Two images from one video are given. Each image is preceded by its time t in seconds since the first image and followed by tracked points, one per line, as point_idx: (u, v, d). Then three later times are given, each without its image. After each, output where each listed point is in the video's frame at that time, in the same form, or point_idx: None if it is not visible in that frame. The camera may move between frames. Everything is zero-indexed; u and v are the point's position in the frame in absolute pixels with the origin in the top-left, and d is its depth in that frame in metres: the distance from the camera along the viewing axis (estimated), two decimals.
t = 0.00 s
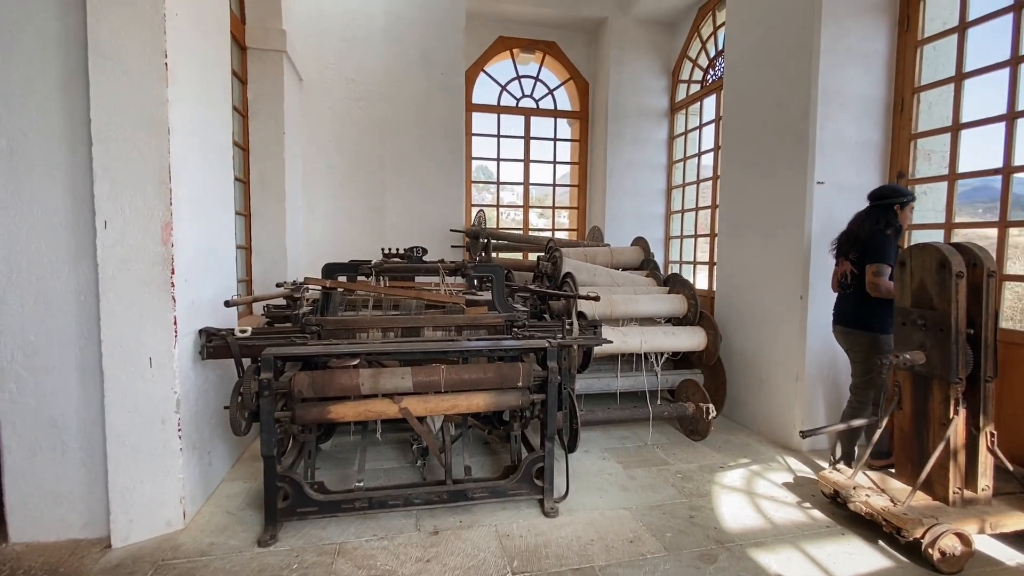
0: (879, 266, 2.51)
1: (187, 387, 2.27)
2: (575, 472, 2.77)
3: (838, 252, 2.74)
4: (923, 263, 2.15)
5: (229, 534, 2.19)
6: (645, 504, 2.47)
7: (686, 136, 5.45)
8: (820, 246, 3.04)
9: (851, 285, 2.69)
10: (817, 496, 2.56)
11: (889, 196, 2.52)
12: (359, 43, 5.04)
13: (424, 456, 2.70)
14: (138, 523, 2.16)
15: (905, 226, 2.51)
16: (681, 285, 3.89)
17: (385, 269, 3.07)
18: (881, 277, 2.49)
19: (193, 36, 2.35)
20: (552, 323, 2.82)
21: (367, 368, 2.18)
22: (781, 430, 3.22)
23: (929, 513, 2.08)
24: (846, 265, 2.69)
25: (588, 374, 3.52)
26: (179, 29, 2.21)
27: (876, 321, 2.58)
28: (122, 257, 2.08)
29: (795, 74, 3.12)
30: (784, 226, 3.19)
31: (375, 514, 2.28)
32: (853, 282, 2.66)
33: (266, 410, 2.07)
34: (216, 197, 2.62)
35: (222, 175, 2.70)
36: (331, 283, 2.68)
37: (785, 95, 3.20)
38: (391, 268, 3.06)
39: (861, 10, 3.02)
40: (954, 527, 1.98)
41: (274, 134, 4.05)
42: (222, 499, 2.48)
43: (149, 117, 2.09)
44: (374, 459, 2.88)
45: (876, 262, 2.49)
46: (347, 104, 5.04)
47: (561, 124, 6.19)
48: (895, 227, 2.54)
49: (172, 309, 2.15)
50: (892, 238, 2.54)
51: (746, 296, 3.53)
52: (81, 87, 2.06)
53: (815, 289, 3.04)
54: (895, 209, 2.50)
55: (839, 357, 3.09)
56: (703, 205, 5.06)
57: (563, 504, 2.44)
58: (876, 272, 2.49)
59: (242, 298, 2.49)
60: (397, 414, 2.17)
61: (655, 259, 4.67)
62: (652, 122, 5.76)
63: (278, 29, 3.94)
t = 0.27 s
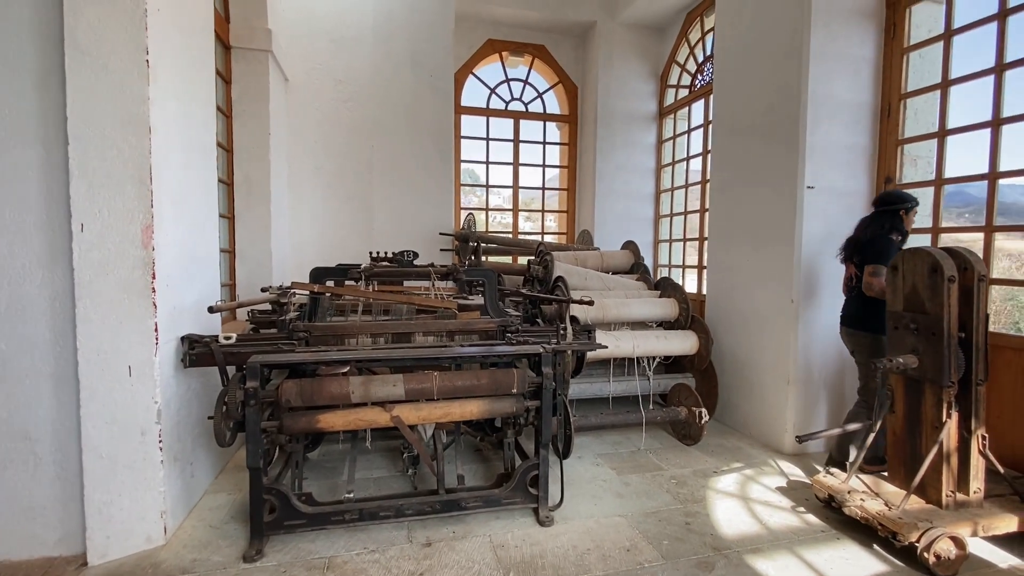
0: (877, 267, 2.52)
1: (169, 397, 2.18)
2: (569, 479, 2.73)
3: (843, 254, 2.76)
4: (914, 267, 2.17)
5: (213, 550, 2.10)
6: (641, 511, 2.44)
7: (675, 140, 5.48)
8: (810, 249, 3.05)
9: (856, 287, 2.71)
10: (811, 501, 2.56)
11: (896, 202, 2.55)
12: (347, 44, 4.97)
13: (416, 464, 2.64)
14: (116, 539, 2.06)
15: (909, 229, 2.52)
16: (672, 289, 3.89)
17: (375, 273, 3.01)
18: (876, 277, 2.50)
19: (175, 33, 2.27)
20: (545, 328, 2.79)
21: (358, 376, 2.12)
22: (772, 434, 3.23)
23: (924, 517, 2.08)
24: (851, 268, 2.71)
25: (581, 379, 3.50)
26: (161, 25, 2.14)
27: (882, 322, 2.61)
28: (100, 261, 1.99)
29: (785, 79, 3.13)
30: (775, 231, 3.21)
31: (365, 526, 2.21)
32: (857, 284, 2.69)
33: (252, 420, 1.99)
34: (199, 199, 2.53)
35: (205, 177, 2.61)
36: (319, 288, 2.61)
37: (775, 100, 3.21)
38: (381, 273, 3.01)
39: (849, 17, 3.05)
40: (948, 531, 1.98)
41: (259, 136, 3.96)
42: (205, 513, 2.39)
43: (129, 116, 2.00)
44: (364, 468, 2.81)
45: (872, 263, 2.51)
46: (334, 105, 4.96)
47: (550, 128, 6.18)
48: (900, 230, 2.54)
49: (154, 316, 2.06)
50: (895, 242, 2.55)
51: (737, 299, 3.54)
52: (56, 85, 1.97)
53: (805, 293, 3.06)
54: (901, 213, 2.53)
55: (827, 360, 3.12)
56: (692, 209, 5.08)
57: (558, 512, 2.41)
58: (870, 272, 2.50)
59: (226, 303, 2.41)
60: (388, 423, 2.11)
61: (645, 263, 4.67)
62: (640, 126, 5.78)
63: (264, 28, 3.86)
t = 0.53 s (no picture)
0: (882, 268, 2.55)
1: (156, 406, 2.11)
2: (568, 487, 2.69)
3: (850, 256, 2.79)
4: (914, 271, 2.17)
5: (201, 565, 2.03)
6: (641, 518, 2.41)
7: (668, 144, 5.50)
8: (806, 254, 3.05)
9: (863, 289, 2.74)
10: (811, 506, 2.54)
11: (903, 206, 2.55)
12: (338, 45, 4.91)
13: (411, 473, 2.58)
14: (100, 555, 1.98)
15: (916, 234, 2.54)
16: (668, 294, 3.87)
17: (370, 278, 2.95)
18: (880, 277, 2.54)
19: (165, 30, 2.20)
20: (544, 333, 2.75)
21: (354, 383, 2.06)
22: (769, 438, 3.22)
23: (926, 522, 2.07)
24: (858, 269, 2.74)
25: (577, 384, 3.46)
26: (150, 22, 2.07)
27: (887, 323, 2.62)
28: (85, 265, 1.92)
29: (781, 83, 3.14)
30: (771, 235, 3.21)
31: (361, 537, 2.15)
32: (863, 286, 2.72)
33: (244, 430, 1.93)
34: (188, 201, 2.46)
35: (194, 178, 2.54)
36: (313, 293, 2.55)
37: (771, 104, 3.22)
38: (375, 277, 2.95)
39: (843, 22, 3.07)
40: (951, 536, 1.97)
41: (250, 137, 3.89)
42: (193, 525, 2.31)
43: (115, 114, 1.93)
44: (357, 477, 2.74)
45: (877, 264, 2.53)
46: (325, 107, 4.89)
47: (544, 131, 6.17)
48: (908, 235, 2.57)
49: (140, 322, 1.99)
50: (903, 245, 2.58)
51: (733, 304, 3.54)
52: (39, 82, 1.90)
53: (801, 298, 3.06)
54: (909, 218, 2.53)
55: (822, 364, 3.12)
56: (685, 213, 5.09)
57: (558, 520, 2.36)
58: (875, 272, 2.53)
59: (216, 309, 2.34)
60: (385, 432, 2.06)
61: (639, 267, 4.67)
62: (634, 130, 5.79)
63: (254, 27, 3.79)
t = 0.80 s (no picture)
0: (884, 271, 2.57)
1: (143, 414, 2.04)
2: (566, 493, 2.66)
3: (852, 258, 2.80)
4: (913, 276, 2.17)
5: None
6: (640, 525, 2.38)
7: (661, 147, 5.51)
8: (802, 258, 3.05)
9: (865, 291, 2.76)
10: (809, 510, 2.54)
11: (903, 209, 2.54)
12: (330, 44, 4.84)
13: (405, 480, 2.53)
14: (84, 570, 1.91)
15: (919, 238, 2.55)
16: (664, 297, 3.86)
17: (363, 281, 2.90)
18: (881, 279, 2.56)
19: (153, 26, 2.14)
20: (541, 337, 2.71)
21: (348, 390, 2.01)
22: (765, 441, 3.22)
23: (925, 527, 2.07)
24: (861, 272, 2.76)
25: (573, 388, 3.43)
26: (137, 17, 2.00)
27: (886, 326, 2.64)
28: (70, 269, 1.85)
29: (777, 87, 3.14)
30: (767, 238, 3.21)
31: (355, 548, 2.09)
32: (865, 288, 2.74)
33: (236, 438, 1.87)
34: (176, 203, 2.38)
35: (183, 179, 2.47)
36: (305, 297, 2.49)
37: (767, 108, 3.22)
38: (369, 281, 2.90)
39: (839, 27, 3.08)
40: (952, 541, 1.97)
41: (239, 137, 3.81)
42: (181, 537, 2.23)
43: (101, 113, 1.87)
44: (350, 485, 2.68)
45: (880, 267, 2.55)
46: (317, 107, 4.82)
47: (537, 133, 6.14)
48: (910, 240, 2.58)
49: (127, 328, 1.92)
50: (905, 249, 2.58)
51: (728, 307, 3.54)
52: (20, 78, 1.83)
53: (796, 302, 3.06)
54: (910, 221, 2.53)
55: (818, 368, 3.12)
56: (679, 216, 5.10)
57: (557, 528, 2.33)
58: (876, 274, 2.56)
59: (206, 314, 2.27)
60: (380, 440, 2.01)
61: (633, 270, 4.66)
62: (627, 133, 5.78)
63: (245, 25, 3.72)
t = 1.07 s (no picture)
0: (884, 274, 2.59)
1: (136, 424, 1.99)
2: (566, 499, 2.63)
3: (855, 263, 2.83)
4: (914, 282, 2.17)
5: None
6: (642, 532, 2.36)
7: (658, 151, 5.52)
8: (800, 262, 3.06)
9: (866, 295, 2.78)
10: (810, 516, 2.53)
11: (905, 214, 2.58)
12: (326, 46, 4.80)
13: (404, 488, 2.49)
14: None
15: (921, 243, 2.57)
16: (662, 301, 3.85)
17: (361, 286, 2.86)
18: (882, 283, 2.58)
19: (146, 26, 2.09)
20: (541, 343, 2.68)
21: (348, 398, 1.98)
22: (764, 446, 3.21)
23: (928, 533, 2.07)
24: (863, 276, 2.78)
25: (572, 393, 3.41)
26: (131, 18, 1.96)
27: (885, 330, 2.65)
28: (60, 274, 1.81)
29: (775, 92, 3.15)
30: (765, 243, 3.21)
31: (354, 559, 2.05)
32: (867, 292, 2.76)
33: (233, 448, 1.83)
34: (170, 206, 2.34)
35: (177, 182, 2.43)
36: (302, 302, 2.45)
37: (766, 112, 3.22)
38: (367, 286, 2.86)
39: (836, 32, 3.09)
40: (955, 547, 1.96)
41: (233, 139, 3.76)
42: (174, 549, 2.18)
43: (93, 115, 1.82)
44: (348, 493, 2.64)
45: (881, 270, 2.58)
46: (312, 109, 4.78)
47: (533, 136, 6.13)
48: (913, 244, 2.60)
49: (120, 335, 1.87)
50: (908, 255, 2.60)
51: (726, 312, 3.54)
52: (10, 79, 1.78)
53: (795, 306, 3.06)
54: (912, 226, 2.57)
55: (817, 372, 3.12)
56: (676, 219, 5.11)
57: (558, 536, 2.30)
58: (877, 277, 2.59)
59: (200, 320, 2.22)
60: (380, 449, 1.97)
61: (630, 273, 4.65)
62: (623, 136, 5.79)
63: (239, 26, 3.67)
